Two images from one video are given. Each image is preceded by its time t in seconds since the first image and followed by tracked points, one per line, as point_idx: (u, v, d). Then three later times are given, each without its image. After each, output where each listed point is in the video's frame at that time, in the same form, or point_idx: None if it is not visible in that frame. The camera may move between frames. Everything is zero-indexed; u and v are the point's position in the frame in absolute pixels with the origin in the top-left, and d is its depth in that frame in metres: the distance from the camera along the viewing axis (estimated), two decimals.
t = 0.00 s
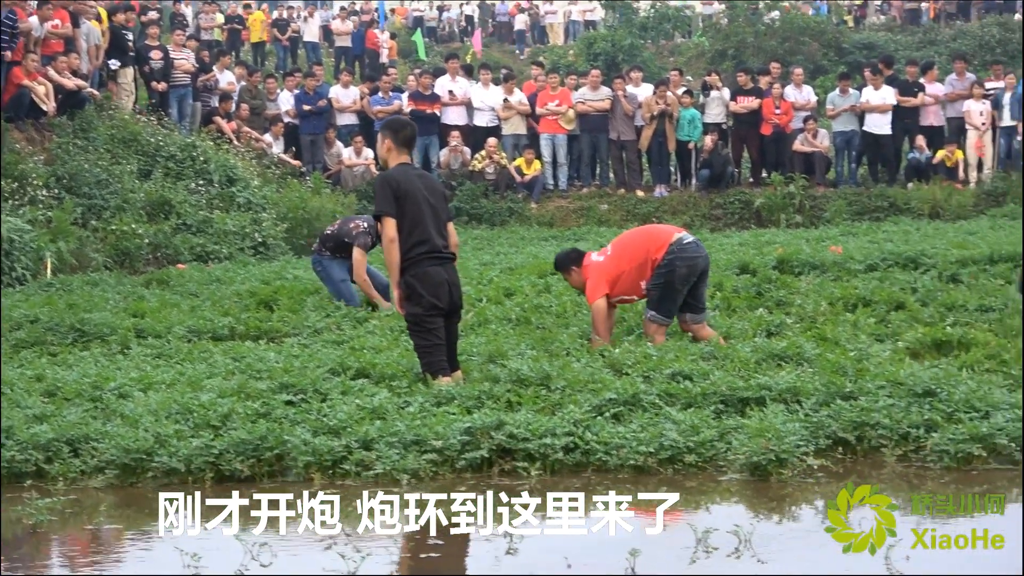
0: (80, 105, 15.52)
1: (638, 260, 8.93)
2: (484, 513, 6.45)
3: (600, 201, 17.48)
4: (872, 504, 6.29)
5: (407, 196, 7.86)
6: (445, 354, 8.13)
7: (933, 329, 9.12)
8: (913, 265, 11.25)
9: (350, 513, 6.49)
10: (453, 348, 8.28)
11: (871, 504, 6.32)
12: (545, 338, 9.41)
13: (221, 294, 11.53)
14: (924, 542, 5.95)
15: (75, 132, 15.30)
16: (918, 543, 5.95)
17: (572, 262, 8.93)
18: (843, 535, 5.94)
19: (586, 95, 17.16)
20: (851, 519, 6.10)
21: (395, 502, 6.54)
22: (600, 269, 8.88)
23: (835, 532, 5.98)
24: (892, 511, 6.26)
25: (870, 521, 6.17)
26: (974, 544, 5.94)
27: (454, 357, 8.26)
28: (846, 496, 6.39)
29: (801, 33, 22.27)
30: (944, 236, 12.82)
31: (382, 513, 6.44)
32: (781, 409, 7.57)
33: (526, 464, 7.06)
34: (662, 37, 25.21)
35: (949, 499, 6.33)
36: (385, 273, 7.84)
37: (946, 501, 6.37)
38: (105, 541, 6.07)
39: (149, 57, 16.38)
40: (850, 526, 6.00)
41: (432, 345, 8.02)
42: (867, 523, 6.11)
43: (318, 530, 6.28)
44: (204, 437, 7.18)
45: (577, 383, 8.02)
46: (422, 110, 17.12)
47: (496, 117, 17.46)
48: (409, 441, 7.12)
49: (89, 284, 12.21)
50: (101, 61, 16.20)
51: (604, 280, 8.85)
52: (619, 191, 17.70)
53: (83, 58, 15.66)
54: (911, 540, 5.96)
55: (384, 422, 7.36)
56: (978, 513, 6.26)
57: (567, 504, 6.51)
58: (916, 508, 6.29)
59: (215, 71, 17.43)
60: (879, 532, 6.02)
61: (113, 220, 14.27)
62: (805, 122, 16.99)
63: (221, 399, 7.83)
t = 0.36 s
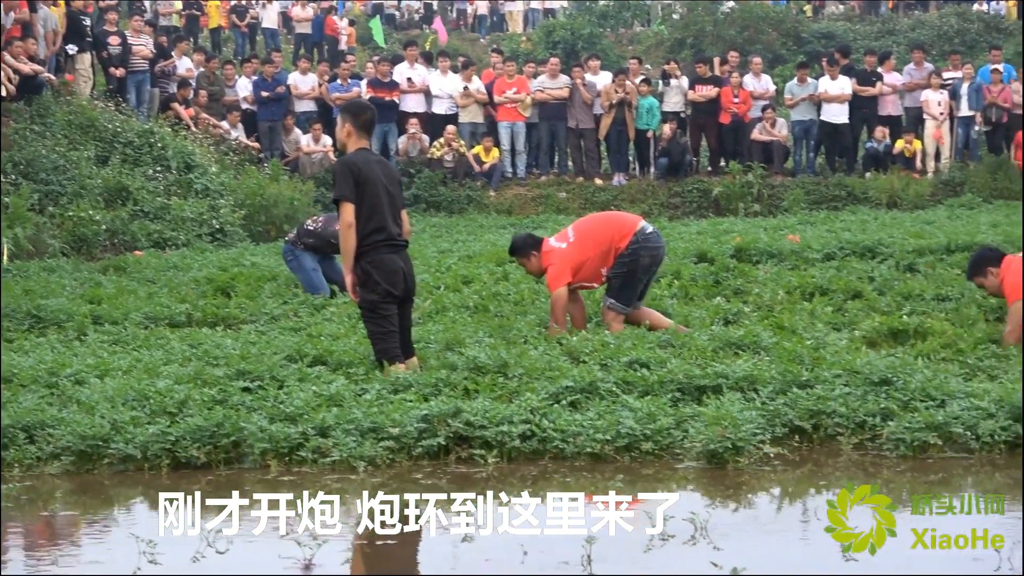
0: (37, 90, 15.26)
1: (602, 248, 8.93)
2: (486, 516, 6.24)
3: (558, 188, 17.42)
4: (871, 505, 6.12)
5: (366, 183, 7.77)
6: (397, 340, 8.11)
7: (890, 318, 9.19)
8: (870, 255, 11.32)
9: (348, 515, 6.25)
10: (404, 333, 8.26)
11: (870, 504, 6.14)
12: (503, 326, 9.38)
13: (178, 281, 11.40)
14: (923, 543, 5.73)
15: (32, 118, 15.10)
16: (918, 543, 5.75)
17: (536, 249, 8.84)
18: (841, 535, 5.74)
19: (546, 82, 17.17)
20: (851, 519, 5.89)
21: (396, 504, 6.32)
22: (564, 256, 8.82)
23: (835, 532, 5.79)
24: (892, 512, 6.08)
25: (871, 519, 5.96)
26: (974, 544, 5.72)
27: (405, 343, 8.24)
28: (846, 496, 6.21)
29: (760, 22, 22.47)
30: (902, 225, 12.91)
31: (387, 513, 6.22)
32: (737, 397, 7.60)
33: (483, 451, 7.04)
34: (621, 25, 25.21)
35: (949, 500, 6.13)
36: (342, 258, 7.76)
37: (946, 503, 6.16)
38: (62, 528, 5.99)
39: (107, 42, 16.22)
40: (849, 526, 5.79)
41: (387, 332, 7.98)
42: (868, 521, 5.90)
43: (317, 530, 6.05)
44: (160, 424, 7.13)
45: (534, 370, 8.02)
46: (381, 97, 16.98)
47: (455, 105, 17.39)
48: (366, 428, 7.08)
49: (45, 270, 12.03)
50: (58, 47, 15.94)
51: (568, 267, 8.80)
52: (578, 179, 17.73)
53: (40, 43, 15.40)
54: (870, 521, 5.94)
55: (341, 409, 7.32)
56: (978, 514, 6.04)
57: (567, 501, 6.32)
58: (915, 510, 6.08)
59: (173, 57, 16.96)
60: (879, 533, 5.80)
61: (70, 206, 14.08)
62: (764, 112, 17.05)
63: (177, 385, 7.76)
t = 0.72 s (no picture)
0: None
1: (546, 226, 8.94)
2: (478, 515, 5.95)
3: (503, 175, 17.40)
4: (871, 504, 5.89)
5: (311, 168, 7.69)
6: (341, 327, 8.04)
7: (832, 304, 9.28)
8: (814, 241, 11.40)
9: (336, 516, 5.98)
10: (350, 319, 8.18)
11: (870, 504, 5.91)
12: (446, 311, 9.34)
13: (120, 266, 11.22)
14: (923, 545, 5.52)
15: None
16: (918, 545, 5.56)
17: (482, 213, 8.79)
18: (842, 535, 5.56)
19: (491, 69, 17.10)
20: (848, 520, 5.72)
21: (387, 507, 6.03)
22: (509, 223, 8.79)
23: (834, 532, 5.60)
24: (892, 512, 5.83)
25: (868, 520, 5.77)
26: (973, 545, 5.49)
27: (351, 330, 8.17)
28: (845, 495, 5.98)
29: (705, 10, 22.59)
30: (845, 213, 13.03)
31: (380, 517, 5.96)
32: (679, 383, 7.63)
33: (426, 437, 7.01)
34: (567, 11, 25.20)
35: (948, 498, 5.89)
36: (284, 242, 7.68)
37: (945, 502, 5.93)
38: (5, 515, 5.88)
39: (50, 26, 15.78)
40: (850, 527, 5.59)
41: (330, 318, 7.89)
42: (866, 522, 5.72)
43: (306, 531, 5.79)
44: (102, 408, 7.05)
45: (478, 355, 8.00)
46: (326, 83, 16.83)
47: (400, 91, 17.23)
48: (308, 413, 7.03)
49: None
50: None
51: (514, 234, 8.77)
52: (522, 164, 17.72)
53: None
54: (812, 510, 5.95)
55: (284, 394, 7.26)
56: (977, 514, 5.81)
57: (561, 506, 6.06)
58: (914, 508, 5.85)
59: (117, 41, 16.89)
60: (879, 533, 5.65)
61: (12, 189, 13.79)
62: (709, 99, 17.15)
63: (119, 369, 7.67)
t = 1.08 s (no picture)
0: None
1: (489, 197, 8.92)
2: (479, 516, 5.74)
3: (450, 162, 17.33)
4: (871, 503, 5.68)
5: (255, 154, 7.62)
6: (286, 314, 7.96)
7: (778, 291, 9.34)
8: (760, 229, 11.46)
9: (336, 515, 5.77)
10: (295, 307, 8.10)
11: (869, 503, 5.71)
12: (393, 299, 9.29)
13: (65, 254, 11.03)
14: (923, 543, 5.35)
15: None
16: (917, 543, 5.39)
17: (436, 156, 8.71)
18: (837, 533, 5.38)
19: (438, 57, 16.94)
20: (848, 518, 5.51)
21: (388, 507, 5.83)
22: (462, 173, 8.76)
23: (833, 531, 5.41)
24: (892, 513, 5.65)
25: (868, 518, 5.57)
26: (974, 545, 5.40)
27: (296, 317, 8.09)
28: (845, 495, 5.76)
29: None
30: (791, 200, 13.13)
31: (380, 517, 5.75)
32: (625, 370, 7.64)
33: (372, 424, 6.97)
34: None
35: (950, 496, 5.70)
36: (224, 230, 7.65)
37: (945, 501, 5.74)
38: None
39: None
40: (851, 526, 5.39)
41: (272, 305, 7.81)
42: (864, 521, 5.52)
43: (309, 530, 5.60)
44: (46, 397, 6.97)
45: (424, 343, 7.96)
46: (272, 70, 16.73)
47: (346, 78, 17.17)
48: (254, 401, 6.98)
49: None
50: None
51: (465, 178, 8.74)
52: (470, 153, 17.61)
53: None
54: (756, 497, 5.97)
55: (229, 382, 7.22)
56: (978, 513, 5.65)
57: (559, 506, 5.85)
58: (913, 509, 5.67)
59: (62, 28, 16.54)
60: (879, 532, 5.44)
61: None
62: (655, 86, 17.17)
63: (64, 358, 7.57)
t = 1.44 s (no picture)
0: None
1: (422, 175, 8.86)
2: (478, 515, 5.62)
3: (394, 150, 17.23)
4: (870, 504, 5.47)
5: (204, 141, 7.55)
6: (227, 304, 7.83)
7: (721, 280, 9.39)
8: (703, 217, 11.52)
9: (339, 516, 5.62)
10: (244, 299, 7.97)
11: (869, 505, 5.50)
12: (337, 288, 9.22)
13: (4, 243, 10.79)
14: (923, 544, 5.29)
15: None
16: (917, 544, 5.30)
17: (377, 118, 8.64)
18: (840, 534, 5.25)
19: (381, 45, 16.84)
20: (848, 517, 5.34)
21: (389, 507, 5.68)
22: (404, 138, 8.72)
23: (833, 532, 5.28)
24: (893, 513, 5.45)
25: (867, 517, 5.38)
26: (973, 545, 5.40)
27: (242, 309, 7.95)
28: (845, 494, 5.57)
29: None
30: (735, 189, 13.23)
31: (379, 517, 5.60)
32: (569, 358, 7.64)
33: (316, 414, 6.92)
34: None
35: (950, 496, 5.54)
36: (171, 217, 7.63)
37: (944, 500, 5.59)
38: None
39: None
40: (851, 526, 5.27)
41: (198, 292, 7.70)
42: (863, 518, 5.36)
43: (308, 531, 5.44)
44: None
45: (367, 332, 7.91)
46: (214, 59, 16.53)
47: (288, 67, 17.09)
48: (197, 391, 6.90)
49: None
50: None
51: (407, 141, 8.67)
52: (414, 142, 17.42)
53: None
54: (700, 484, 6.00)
55: (172, 371, 7.15)
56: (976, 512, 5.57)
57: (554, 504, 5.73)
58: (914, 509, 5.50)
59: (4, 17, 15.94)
60: (878, 533, 5.29)
61: None
62: (598, 74, 17.21)
63: (5, 349, 7.44)
